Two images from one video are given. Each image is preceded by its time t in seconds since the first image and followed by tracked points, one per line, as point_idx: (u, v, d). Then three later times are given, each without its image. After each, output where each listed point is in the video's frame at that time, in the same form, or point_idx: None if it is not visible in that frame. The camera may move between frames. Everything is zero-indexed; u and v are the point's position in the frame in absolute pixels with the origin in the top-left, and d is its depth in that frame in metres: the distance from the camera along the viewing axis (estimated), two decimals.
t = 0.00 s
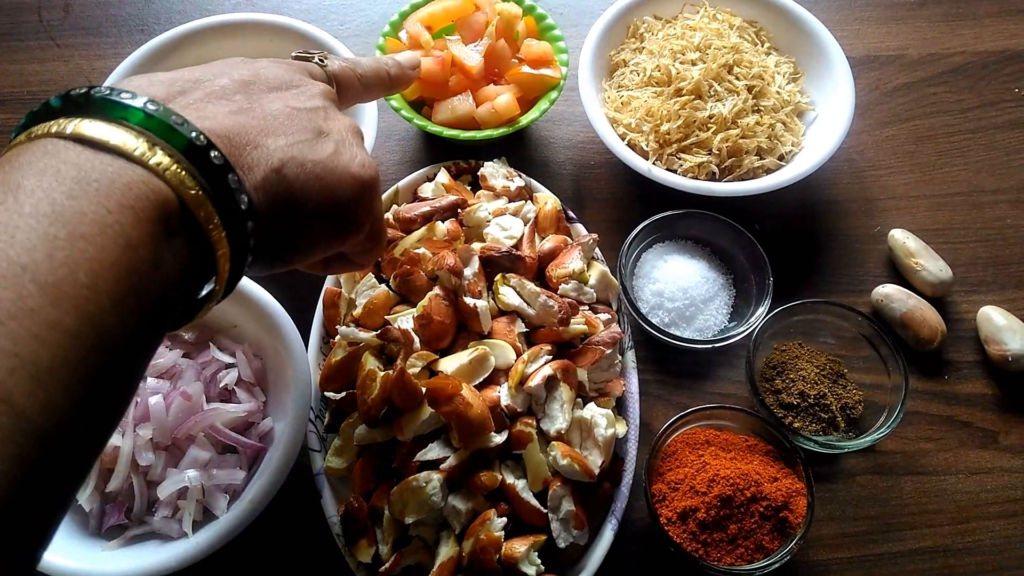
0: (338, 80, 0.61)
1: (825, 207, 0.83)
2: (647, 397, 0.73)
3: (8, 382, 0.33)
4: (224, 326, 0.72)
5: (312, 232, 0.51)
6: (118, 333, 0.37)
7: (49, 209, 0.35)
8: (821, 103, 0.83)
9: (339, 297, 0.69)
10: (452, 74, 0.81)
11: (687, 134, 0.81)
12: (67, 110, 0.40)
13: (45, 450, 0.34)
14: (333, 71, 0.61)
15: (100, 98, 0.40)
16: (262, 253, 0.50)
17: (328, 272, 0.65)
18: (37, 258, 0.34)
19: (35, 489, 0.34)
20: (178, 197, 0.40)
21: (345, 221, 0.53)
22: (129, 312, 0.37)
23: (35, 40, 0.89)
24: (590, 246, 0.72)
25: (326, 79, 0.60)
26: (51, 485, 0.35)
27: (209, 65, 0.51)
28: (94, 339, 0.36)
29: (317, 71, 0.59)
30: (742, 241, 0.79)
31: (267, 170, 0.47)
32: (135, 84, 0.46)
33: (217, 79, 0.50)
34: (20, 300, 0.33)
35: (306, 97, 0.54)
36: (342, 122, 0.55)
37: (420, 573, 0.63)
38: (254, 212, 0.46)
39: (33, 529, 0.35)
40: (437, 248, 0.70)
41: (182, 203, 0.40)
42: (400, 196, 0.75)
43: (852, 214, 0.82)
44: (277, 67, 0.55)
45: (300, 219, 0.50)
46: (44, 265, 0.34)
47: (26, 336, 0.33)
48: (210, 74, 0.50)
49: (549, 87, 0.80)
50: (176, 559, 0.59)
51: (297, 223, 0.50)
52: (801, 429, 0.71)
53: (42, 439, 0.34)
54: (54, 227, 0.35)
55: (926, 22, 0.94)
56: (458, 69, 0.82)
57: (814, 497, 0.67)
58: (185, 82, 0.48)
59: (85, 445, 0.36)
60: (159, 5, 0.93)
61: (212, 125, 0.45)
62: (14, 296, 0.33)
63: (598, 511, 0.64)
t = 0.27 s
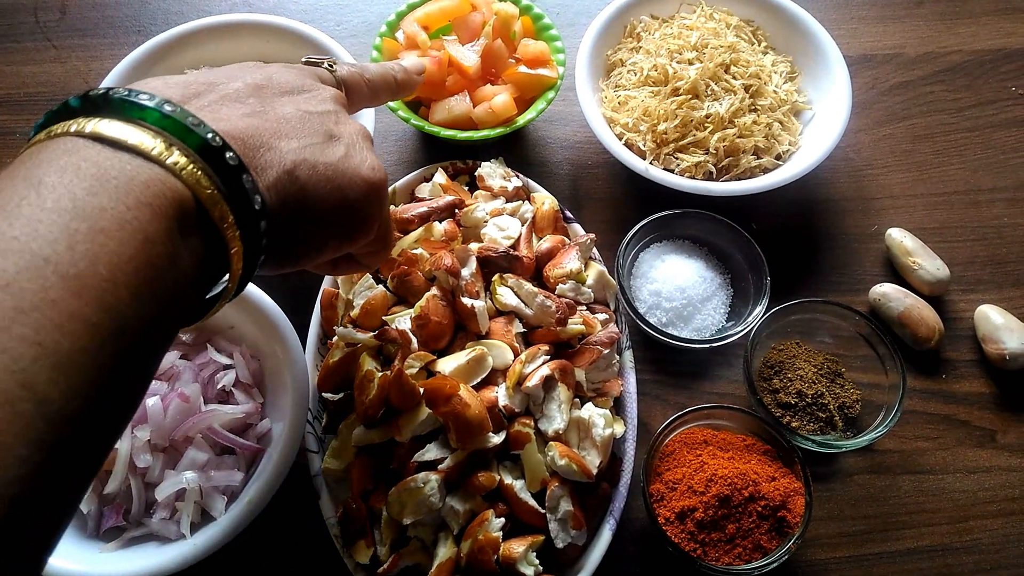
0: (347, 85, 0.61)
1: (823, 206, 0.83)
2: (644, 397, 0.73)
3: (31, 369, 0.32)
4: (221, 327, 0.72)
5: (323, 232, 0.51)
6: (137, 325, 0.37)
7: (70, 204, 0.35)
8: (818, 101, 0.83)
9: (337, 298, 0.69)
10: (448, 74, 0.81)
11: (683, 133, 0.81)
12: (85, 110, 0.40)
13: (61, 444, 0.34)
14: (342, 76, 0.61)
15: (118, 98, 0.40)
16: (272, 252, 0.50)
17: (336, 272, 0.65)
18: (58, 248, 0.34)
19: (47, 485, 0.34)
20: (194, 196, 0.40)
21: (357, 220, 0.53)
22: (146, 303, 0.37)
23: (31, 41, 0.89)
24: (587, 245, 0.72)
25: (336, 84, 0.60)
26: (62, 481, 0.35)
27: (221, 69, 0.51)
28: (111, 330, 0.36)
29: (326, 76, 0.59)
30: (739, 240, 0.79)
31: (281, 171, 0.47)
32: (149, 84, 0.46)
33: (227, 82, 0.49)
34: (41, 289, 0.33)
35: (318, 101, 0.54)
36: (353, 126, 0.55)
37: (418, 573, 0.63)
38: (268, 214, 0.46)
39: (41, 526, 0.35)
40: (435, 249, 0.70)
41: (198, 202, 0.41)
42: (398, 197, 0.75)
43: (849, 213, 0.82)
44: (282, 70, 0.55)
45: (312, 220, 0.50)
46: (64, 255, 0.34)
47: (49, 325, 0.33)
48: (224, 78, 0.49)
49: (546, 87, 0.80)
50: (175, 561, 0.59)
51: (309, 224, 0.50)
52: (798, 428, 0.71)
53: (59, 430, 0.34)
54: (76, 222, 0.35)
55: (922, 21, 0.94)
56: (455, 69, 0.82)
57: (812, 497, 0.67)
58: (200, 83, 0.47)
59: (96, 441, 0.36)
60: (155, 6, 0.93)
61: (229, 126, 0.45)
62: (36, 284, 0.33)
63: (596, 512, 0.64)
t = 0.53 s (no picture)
0: (357, 87, 0.61)
1: (819, 207, 0.83)
2: (642, 399, 0.73)
3: (49, 363, 0.33)
4: (219, 331, 0.72)
5: (329, 234, 0.52)
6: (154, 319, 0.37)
7: (88, 201, 0.35)
8: (814, 103, 0.83)
9: (334, 301, 0.69)
10: (445, 77, 0.81)
11: (679, 136, 0.81)
12: (101, 108, 0.39)
13: (75, 440, 0.34)
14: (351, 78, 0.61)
15: (134, 96, 0.40)
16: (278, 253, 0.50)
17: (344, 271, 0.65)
18: (75, 244, 0.34)
19: (61, 483, 0.34)
20: (209, 195, 0.40)
21: (366, 219, 0.53)
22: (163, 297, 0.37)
23: (27, 46, 0.89)
24: (584, 248, 0.72)
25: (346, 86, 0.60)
26: (74, 481, 0.35)
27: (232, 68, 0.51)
28: (126, 326, 0.36)
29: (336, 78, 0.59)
30: (736, 242, 0.79)
31: (292, 171, 0.47)
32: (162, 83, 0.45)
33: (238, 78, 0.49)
34: (58, 284, 0.33)
35: (330, 102, 0.54)
36: (362, 127, 0.54)
37: None
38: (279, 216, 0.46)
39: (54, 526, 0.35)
40: (431, 252, 0.70)
41: (212, 200, 0.40)
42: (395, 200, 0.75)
43: (846, 214, 0.83)
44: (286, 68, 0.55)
45: (321, 220, 0.50)
46: (81, 251, 0.34)
47: (67, 320, 0.33)
48: (236, 76, 0.49)
49: (542, 89, 0.80)
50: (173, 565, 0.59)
51: (317, 224, 0.50)
52: (796, 429, 0.71)
53: (73, 426, 0.34)
54: (95, 219, 0.35)
55: (917, 22, 0.94)
56: (451, 72, 0.82)
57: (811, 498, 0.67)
58: (213, 83, 0.47)
59: (108, 439, 0.36)
60: (151, 10, 0.93)
61: (243, 126, 0.45)
62: (52, 279, 0.33)
63: (594, 514, 0.64)
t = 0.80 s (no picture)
0: (355, 100, 0.62)
1: (816, 212, 0.83)
2: (640, 404, 0.73)
3: (45, 381, 0.33)
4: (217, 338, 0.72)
5: (328, 246, 0.51)
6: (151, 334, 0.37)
7: (85, 214, 0.35)
8: (811, 108, 0.83)
9: (332, 308, 0.69)
10: (442, 83, 0.82)
11: (677, 141, 0.81)
12: (97, 119, 0.39)
13: (72, 455, 0.34)
14: (350, 91, 0.61)
15: (131, 107, 0.40)
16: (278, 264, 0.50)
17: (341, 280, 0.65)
18: (71, 260, 0.34)
19: (57, 499, 0.34)
20: (206, 206, 0.40)
21: (367, 230, 0.53)
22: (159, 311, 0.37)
23: (24, 51, 0.89)
24: (582, 253, 0.72)
25: (347, 98, 0.60)
26: (70, 496, 0.35)
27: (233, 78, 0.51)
28: (122, 341, 0.36)
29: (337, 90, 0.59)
30: (734, 247, 0.80)
31: (291, 181, 0.47)
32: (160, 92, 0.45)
33: (237, 88, 0.49)
34: (55, 300, 0.33)
35: (329, 112, 0.54)
36: (361, 137, 0.55)
37: None
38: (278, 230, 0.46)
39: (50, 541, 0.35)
40: (430, 258, 0.70)
41: (209, 212, 0.40)
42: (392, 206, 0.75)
43: (843, 219, 0.83)
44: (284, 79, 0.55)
45: (321, 231, 0.50)
46: (78, 267, 0.34)
47: (63, 337, 0.33)
48: (236, 87, 0.49)
49: (539, 95, 0.81)
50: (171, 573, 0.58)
51: (317, 235, 0.50)
52: (794, 435, 0.71)
53: (70, 443, 0.34)
54: (92, 233, 0.35)
55: (913, 27, 0.94)
56: (449, 78, 0.82)
57: (808, 504, 0.67)
58: (211, 93, 0.47)
59: (105, 454, 0.36)
60: (148, 15, 0.93)
61: (241, 135, 0.45)
62: (50, 296, 0.33)
63: (593, 520, 0.64)
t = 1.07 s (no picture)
0: (353, 105, 0.61)
1: (815, 213, 0.83)
2: (637, 404, 0.73)
3: (45, 380, 0.32)
4: (213, 336, 0.71)
5: (325, 249, 0.51)
6: (150, 334, 0.37)
7: (84, 215, 0.35)
8: (810, 108, 0.83)
9: (329, 307, 0.69)
10: (441, 82, 0.82)
11: (676, 141, 0.81)
12: (95, 122, 0.39)
13: (71, 455, 0.34)
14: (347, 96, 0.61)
15: (130, 110, 0.39)
16: (274, 266, 0.50)
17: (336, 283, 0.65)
18: (71, 259, 0.34)
19: (56, 498, 0.34)
20: (204, 208, 0.40)
21: (365, 233, 0.53)
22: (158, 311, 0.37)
23: (20, 47, 0.88)
24: (580, 254, 0.72)
25: (344, 103, 0.59)
26: (69, 496, 0.34)
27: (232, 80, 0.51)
28: (121, 342, 0.35)
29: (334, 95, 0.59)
30: (732, 249, 0.79)
31: (288, 184, 0.47)
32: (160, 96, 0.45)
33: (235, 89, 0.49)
34: (54, 298, 0.33)
35: (326, 114, 0.54)
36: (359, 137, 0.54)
37: None
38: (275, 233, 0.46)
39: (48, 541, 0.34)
40: (427, 258, 0.70)
41: (207, 214, 0.40)
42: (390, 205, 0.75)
43: (840, 220, 0.83)
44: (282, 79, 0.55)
45: (318, 233, 0.50)
46: (77, 266, 0.34)
47: (63, 336, 0.33)
48: (235, 89, 0.49)
49: (538, 94, 0.80)
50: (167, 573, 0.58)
51: (315, 237, 0.50)
52: (791, 436, 0.71)
53: (69, 442, 0.34)
54: (92, 234, 0.35)
55: (912, 28, 0.94)
56: (447, 76, 0.82)
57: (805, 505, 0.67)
58: (209, 95, 0.47)
59: (103, 453, 0.36)
60: (145, 12, 0.93)
61: (238, 138, 0.45)
62: (49, 294, 0.33)
63: (589, 521, 0.64)
